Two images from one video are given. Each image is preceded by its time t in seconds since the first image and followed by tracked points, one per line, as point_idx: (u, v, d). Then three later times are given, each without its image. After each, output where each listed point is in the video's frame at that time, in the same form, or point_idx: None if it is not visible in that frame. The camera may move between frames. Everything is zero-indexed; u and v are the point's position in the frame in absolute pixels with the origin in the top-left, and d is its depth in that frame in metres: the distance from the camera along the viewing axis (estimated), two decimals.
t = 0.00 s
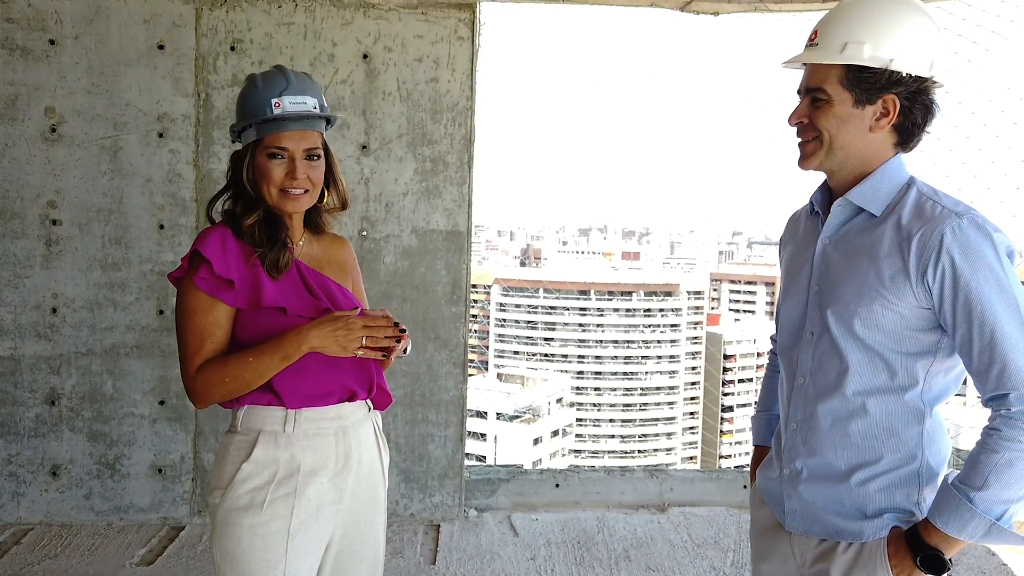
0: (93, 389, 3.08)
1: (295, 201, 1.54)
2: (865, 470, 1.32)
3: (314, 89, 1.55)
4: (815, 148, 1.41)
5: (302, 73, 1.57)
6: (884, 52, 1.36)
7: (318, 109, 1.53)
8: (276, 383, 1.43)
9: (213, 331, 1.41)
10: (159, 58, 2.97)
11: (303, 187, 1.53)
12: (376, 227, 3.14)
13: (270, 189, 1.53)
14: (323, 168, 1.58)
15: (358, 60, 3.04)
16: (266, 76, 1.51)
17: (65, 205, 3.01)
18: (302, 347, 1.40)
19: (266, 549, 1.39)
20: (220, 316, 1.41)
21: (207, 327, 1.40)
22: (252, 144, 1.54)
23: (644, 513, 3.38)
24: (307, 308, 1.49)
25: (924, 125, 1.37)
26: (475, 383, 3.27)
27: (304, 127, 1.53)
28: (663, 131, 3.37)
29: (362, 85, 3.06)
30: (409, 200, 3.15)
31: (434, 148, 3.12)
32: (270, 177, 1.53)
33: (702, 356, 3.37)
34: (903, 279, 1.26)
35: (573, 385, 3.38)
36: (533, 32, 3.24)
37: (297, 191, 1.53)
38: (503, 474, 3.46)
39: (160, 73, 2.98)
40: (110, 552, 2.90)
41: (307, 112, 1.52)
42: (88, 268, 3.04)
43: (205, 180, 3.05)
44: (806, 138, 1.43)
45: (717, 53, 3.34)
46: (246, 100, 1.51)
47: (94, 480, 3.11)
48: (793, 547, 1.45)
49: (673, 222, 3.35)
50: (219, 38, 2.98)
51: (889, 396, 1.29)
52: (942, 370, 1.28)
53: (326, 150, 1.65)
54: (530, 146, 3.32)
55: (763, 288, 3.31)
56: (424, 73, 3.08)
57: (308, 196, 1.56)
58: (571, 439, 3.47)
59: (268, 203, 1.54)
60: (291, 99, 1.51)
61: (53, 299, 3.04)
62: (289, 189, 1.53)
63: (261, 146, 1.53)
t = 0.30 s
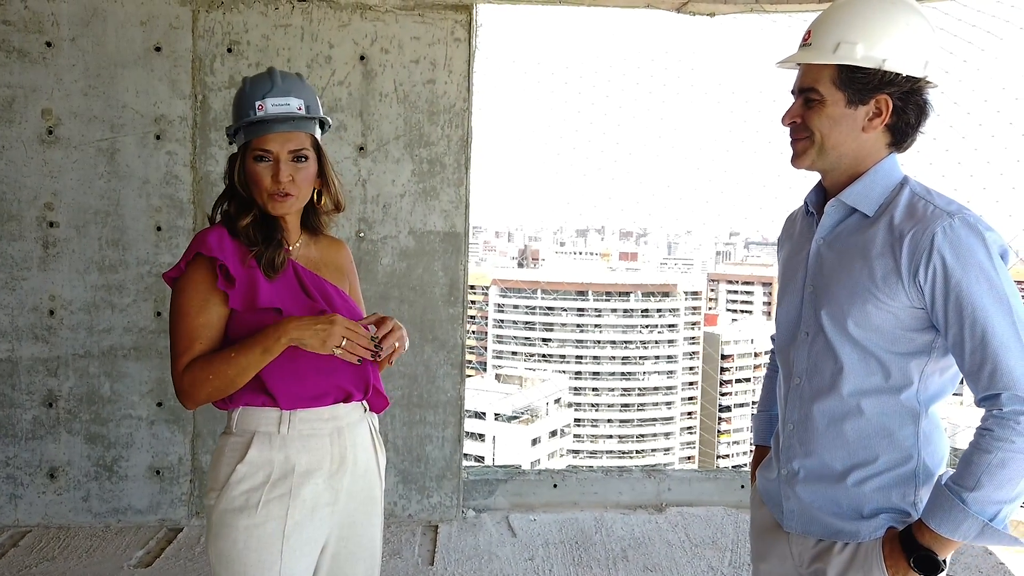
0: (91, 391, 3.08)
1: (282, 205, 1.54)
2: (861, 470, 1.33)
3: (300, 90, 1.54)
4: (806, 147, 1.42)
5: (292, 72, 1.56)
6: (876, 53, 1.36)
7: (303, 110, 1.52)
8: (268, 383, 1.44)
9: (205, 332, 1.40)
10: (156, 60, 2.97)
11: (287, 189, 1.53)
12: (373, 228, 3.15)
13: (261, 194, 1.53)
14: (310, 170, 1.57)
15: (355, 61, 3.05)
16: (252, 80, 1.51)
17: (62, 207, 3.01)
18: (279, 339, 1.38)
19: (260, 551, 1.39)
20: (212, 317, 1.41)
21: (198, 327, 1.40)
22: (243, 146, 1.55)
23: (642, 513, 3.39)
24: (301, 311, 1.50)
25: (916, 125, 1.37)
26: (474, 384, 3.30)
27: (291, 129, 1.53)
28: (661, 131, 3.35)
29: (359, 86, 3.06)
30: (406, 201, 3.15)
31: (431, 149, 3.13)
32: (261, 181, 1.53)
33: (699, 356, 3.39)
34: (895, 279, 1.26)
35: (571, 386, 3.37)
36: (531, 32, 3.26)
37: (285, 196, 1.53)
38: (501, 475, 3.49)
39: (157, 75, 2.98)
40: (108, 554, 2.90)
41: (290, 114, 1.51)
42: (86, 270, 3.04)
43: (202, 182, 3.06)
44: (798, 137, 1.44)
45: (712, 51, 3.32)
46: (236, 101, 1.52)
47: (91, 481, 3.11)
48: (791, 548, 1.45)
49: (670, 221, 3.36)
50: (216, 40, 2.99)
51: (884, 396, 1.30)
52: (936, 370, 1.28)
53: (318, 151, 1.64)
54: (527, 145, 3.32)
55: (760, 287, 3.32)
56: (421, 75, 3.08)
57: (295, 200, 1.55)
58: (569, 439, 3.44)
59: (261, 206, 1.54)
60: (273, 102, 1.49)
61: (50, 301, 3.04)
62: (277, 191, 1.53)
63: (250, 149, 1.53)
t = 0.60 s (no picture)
0: (89, 393, 3.07)
1: (288, 193, 1.53)
2: (861, 470, 1.33)
3: (302, 79, 1.53)
4: (805, 144, 1.41)
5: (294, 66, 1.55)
6: (877, 49, 1.36)
7: (305, 97, 1.51)
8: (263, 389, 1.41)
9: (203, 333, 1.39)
10: (153, 61, 2.97)
11: (294, 177, 1.52)
12: (371, 229, 3.14)
13: (263, 182, 1.53)
14: (315, 159, 1.56)
15: (353, 62, 3.04)
16: (253, 73, 1.50)
17: (59, 209, 3.00)
18: (222, 307, 1.32)
19: (251, 553, 1.39)
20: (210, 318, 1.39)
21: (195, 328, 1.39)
22: (245, 140, 1.54)
23: (642, 513, 3.39)
24: (303, 315, 1.46)
25: (916, 125, 1.37)
26: (472, 385, 3.29)
27: (292, 117, 1.51)
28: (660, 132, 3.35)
29: (357, 87, 3.06)
30: (404, 201, 3.15)
31: (429, 150, 3.13)
32: (263, 171, 1.52)
33: (698, 356, 3.38)
34: (894, 278, 1.26)
35: (570, 386, 3.36)
36: (528, 33, 3.25)
37: (289, 183, 1.52)
38: (500, 476, 3.49)
39: (154, 77, 2.97)
40: (106, 557, 2.89)
41: (292, 101, 1.50)
42: (83, 272, 3.03)
43: (200, 184, 3.05)
44: (797, 133, 1.43)
45: (709, 50, 3.31)
46: (238, 95, 1.51)
47: (89, 484, 3.10)
48: (792, 548, 1.45)
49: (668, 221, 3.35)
50: (214, 41, 2.98)
51: (883, 396, 1.30)
52: (936, 369, 1.28)
53: (322, 143, 1.63)
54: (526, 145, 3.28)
55: (759, 287, 3.34)
56: (419, 76, 3.08)
57: (301, 188, 1.55)
58: (568, 440, 3.46)
59: (264, 198, 1.55)
60: (274, 90, 1.48)
61: (48, 303, 3.03)
62: (280, 181, 1.52)
63: (253, 140, 1.52)
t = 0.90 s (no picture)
0: (88, 394, 3.07)
1: (295, 193, 1.51)
2: (863, 471, 1.32)
3: (308, 76, 1.52)
4: (807, 144, 1.41)
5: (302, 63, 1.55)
6: (880, 49, 1.36)
7: (311, 95, 1.51)
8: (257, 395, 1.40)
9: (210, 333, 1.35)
10: (152, 62, 2.97)
11: (297, 177, 1.50)
12: (370, 229, 3.14)
13: (272, 183, 1.52)
14: (321, 157, 1.55)
15: (353, 62, 3.04)
16: (260, 70, 1.50)
17: (58, 210, 3.00)
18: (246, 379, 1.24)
19: (242, 554, 1.39)
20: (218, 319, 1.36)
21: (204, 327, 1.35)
22: (252, 139, 1.54)
23: (642, 513, 3.39)
24: (304, 323, 1.45)
25: (918, 125, 1.37)
26: (472, 386, 3.26)
27: (299, 115, 1.51)
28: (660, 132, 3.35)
29: (356, 88, 3.06)
30: (404, 202, 3.15)
31: (429, 150, 3.13)
32: (270, 171, 1.51)
33: (697, 357, 3.38)
34: (896, 278, 1.26)
35: (569, 387, 3.37)
36: (528, 33, 3.24)
37: (295, 183, 1.51)
38: (500, 477, 3.49)
39: (154, 78, 2.97)
40: (106, 558, 2.89)
41: (298, 99, 1.50)
42: (83, 273, 3.03)
43: (200, 185, 3.05)
44: (798, 134, 1.42)
45: (709, 50, 3.31)
46: (246, 93, 1.52)
47: (89, 485, 3.10)
48: (792, 549, 1.45)
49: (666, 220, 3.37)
50: (213, 41, 2.98)
51: (885, 395, 1.30)
52: (938, 369, 1.28)
53: (331, 142, 1.62)
54: (525, 146, 3.32)
55: (758, 288, 3.32)
56: (419, 76, 3.08)
57: (308, 188, 1.53)
58: (566, 441, 3.47)
59: (272, 198, 1.52)
60: (278, 88, 1.48)
61: (48, 304, 3.03)
62: (288, 181, 1.51)
63: (259, 140, 1.52)
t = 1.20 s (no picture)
0: (87, 395, 3.07)
1: (299, 196, 1.52)
2: (860, 471, 1.33)
3: (313, 79, 1.52)
4: (803, 145, 1.41)
5: (305, 64, 1.55)
6: (876, 51, 1.36)
7: (318, 100, 1.51)
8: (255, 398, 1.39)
9: (210, 335, 1.36)
10: (151, 63, 2.96)
11: (306, 183, 1.51)
12: (369, 230, 3.14)
13: (274, 186, 1.51)
14: (325, 162, 1.55)
15: (351, 63, 3.04)
16: (263, 71, 1.49)
17: (57, 210, 2.99)
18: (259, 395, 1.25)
19: (240, 556, 1.39)
20: (218, 321, 1.37)
21: (203, 329, 1.36)
22: (255, 140, 1.52)
23: (641, 514, 3.39)
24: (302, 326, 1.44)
25: (913, 125, 1.37)
26: (470, 387, 3.26)
27: (305, 119, 1.51)
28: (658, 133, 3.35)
29: (355, 88, 3.06)
30: (403, 203, 3.15)
31: (427, 151, 3.13)
32: (274, 175, 1.51)
33: (696, 357, 3.38)
34: (892, 278, 1.26)
35: (567, 387, 3.36)
36: (526, 34, 3.24)
37: (302, 188, 1.51)
38: (499, 477, 3.49)
39: (152, 78, 2.97)
40: (104, 559, 2.89)
41: (304, 103, 1.49)
42: (81, 274, 3.03)
43: (198, 185, 3.05)
44: (794, 135, 1.43)
45: (707, 52, 3.32)
46: (246, 94, 1.50)
47: (87, 487, 3.10)
48: (790, 550, 1.45)
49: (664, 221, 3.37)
50: (212, 42, 2.98)
51: (883, 395, 1.30)
52: (935, 369, 1.28)
53: (333, 145, 1.62)
54: (524, 146, 3.32)
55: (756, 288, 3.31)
56: (417, 77, 3.08)
57: (311, 192, 1.53)
58: (565, 441, 3.46)
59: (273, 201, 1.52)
60: (286, 91, 1.47)
61: (46, 305, 3.03)
62: (292, 185, 1.51)
63: (260, 142, 1.51)
